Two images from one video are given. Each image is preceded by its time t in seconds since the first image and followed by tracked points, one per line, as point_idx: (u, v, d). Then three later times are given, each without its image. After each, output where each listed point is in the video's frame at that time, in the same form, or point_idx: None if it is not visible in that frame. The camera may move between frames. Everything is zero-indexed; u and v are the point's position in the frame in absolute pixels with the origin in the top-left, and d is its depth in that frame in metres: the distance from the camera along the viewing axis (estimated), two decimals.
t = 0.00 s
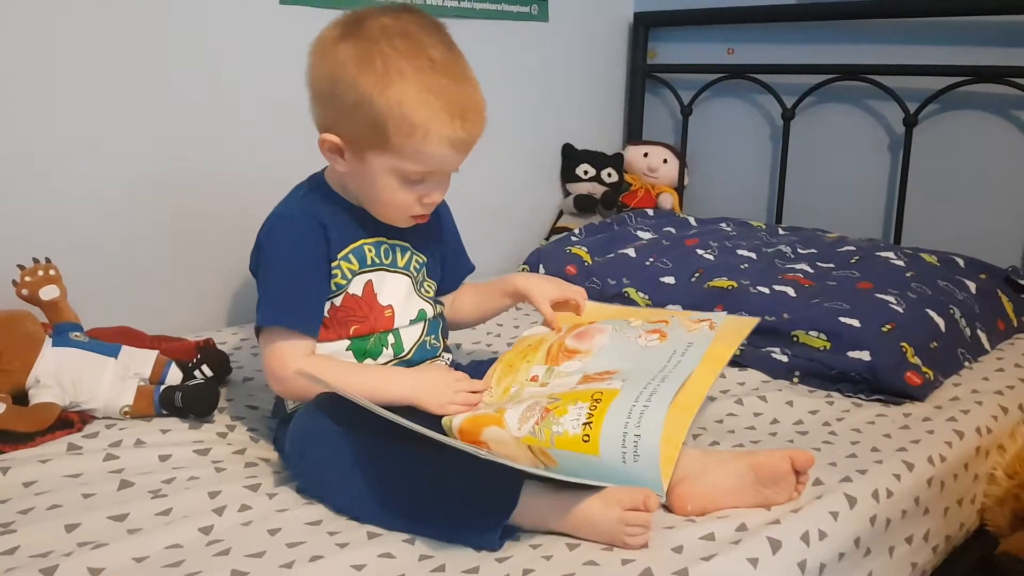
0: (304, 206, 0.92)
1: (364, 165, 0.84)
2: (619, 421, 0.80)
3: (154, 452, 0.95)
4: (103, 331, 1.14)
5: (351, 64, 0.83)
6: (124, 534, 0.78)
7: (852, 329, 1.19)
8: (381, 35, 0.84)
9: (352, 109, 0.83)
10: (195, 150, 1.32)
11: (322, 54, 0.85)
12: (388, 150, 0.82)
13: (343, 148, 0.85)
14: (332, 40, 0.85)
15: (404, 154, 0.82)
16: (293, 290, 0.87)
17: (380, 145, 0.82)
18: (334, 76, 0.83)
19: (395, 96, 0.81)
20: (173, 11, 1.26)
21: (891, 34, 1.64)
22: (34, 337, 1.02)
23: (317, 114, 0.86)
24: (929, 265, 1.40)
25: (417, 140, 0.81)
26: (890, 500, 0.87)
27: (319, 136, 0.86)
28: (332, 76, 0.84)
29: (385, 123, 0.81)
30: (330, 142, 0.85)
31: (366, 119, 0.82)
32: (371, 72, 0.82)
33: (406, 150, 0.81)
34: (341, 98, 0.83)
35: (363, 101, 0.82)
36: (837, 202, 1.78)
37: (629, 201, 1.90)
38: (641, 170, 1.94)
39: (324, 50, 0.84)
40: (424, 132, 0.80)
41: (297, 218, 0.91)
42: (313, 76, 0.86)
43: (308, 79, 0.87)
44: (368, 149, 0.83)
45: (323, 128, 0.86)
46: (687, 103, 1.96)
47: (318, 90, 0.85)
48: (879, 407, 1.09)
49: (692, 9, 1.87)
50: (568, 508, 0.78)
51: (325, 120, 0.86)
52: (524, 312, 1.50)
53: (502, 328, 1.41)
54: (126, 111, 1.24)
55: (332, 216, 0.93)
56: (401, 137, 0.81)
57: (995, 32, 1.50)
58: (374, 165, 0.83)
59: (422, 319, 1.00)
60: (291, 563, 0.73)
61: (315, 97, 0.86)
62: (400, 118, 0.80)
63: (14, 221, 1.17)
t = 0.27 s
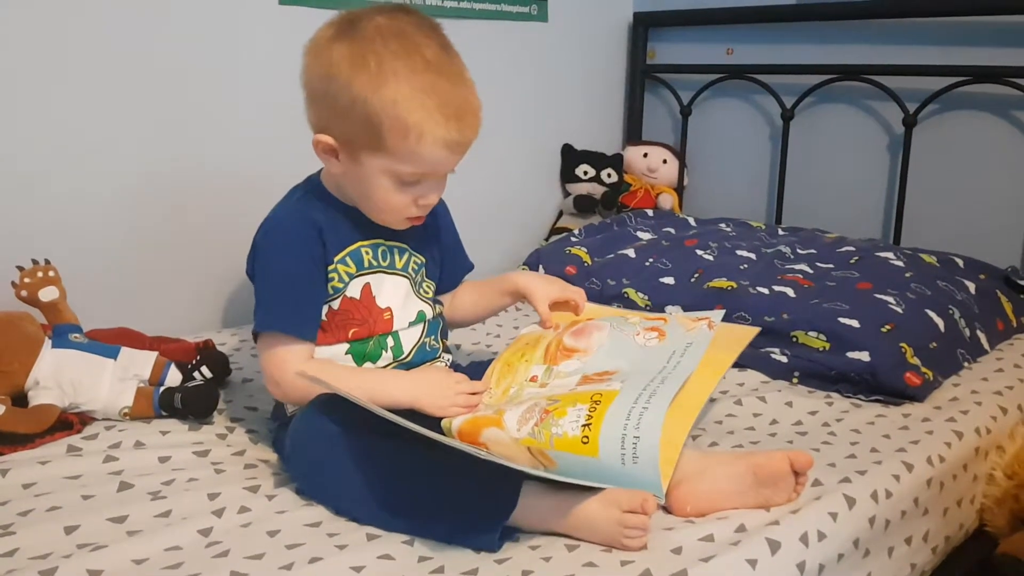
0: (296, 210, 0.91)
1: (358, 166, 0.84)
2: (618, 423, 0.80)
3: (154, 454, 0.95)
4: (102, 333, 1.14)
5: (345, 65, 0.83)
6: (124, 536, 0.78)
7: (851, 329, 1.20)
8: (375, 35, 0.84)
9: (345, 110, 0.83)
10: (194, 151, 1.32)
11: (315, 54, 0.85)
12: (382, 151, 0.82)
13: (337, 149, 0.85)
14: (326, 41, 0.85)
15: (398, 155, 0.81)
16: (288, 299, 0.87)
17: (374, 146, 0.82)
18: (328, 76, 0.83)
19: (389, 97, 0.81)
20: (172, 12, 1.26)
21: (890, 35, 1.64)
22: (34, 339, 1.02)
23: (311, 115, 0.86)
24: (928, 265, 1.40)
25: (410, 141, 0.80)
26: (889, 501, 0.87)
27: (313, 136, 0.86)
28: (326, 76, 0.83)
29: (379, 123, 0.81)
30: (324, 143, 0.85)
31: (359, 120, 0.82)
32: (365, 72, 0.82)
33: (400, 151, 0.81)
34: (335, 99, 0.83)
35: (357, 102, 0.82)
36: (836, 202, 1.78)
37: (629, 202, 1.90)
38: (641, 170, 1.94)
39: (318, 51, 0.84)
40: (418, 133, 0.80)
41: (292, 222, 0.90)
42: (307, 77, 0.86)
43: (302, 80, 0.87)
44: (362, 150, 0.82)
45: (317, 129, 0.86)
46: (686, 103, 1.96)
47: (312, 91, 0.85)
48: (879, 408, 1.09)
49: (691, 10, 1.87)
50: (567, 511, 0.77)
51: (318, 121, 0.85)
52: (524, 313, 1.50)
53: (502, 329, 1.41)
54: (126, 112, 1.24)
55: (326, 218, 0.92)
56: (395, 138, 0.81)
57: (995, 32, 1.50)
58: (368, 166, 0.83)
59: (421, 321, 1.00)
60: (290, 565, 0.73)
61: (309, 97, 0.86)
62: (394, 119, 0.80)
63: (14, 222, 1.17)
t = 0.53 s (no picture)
0: (288, 218, 0.92)
1: (350, 167, 0.84)
2: (618, 423, 0.80)
3: (154, 455, 0.95)
4: (102, 333, 1.14)
5: (335, 64, 0.83)
6: (124, 536, 0.79)
7: (850, 329, 1.20)
8: (365, 33, 0.84)
9: (337, 109, 0.83)
10: (194, 152, 1.33)
11: (306, 54, 0.85)
12: (374, 151, 0.82)
13: (329, 150, 0.85)
14: (316, 40, 0.85)
15: (390, 154, 0.81)
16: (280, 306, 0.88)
17: (366, 146, 0.82)
18: (318, 75, 0.83)
19: (380, 96, 0.81)
20: (172, 13, 1.26)
21: (889, 35, 1.64)
22: (34, 340, 1.02)
23: (303, 116, 0.86)
24: (928, 265, 1.40)
25: (403, 140, 0.80)
26: (889, 500, 0.87)
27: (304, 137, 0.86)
28: (317, 76, 0.84)
29: (371, 123, 0.81)
30: (316, 144, 0.85)
31: (351, 119, 0.82)
32: (355, 71, 0.82)
33: (392, 151, 0.81)
34: (325, 98, 0.83)
35: (348, 101, 0.82)
36: (836, 201, 1.78)
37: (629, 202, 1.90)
38: (641, 170, 1.94)
39: (307, 50, 0.84)
40: (410, 132, 0.80)
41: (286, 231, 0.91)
42: (297, 77, 0.86)
43: (292, 80, 0.87)
44: (353, 150, 0.83)
45: (309, 130, 0.86)
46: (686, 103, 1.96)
47: (302, 91, 0.86)
48: (878, 407, 1.09)
49: (691, 10, 1.87)
50: (566, 511, 0.78)
51: (310, 121, 0.86)
52: (524, 313, 1.50)
53: (502, 329, 1.41)
54: (126, 113, 1.24)
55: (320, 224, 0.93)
56: (387, 137, 0.81)
57: (994, 31, 1.50)
58: (360, 166, 0.83)
59: (420, 324, 1.00)
60: (290, 565, 0.73)
61: (301, 98, 0.86)
62: (385, 118, 0.80)
63: (14, 223, 1.17)
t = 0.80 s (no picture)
0: (271, 240, 0.89)
1: (346, 180, 0.82)
2: (621, 422, 0.80)
3: (156, 456, 0.95)
4: (104, 335, 1.14)
5: (325, 72, 0.80)
6: (127, 538, 0.79)
7: (852, 327, 1.19)
8: (355, 38, 0.82)
9: (330, 121, 0.80)
10: (195, 153, 1.33)
11: (292, 63, 0.83)
12: (371, 163, 0.80)
13: (320, 163, 0.82)
14: (302, 47, 0.83)
15: (388, 166, 0.79)
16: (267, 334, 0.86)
17: (362, 158, 0.80)
18: (308, 85, 0.81)
19: (376, 103, 0.78)
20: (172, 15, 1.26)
21: (890, 33, 1.64)
22: (36, 342, 1.02)
23: (292, 128, 0.84)
24: (929, 263, 1.39)
25: (402, 150, 0.78)
26: (892, 499, 0.87)
27: (294, 151, 0.83)
28: (306, 86, 0.81)
29: (367, 133, 0.79)
30: (307, 157, 0.82)
31: (346, 130, 0.80)
32: (347, 79, 0.79)
33: (390, 162, 0.79)
34: (317, 109, 0.81)
35: (342, 111, 0.79)
36: (837, 199, 1.77)
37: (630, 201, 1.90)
38: (642, 170, 1.94)
39: (294, 59, 0.82)
40: (409, 141, 0.78)
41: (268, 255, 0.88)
42: (284, 87, 0.83)
43: (278, 92, 0.84)
44: (349, 162, 0.80)
45: (299, 142, 0.83)
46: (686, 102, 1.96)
47: (290, 103, 0.83)
48: (880, 406, 1.09)
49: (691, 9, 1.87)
50: (567, 512, 0.77)
51: (301, 134, 0.83)
52: (525, 312, 1.50)
53: (503, 328, 1.41)
54: (127, 115, 1.24)
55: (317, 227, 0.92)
56: (384, 148, 0.79)
57: (995, 29, 1.50)
58: (356, 179, 0.81)
59: (415, 339, 0.99)
60: (292, 566, 0.73)
61: (288, 110, 0.84)
62: (382, 128, 0.78)
63: (15, 224, 1.17)
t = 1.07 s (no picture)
0: (238, 269, 0.82)
1: (343, 224, 0.74)
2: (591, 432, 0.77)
3: (155, 458, 0.95)
4: (103, 336, 1.14)
5: (321, 109, 0.71)
6: (127, 539, 0.79)
7: (852, 325, 1.19)
8: (354, 72, 0.72)
9: (326, 164, 0.72)
10: (195, 153, 1.33)
11: (282, 96, 0.74)
12: (372, 211, 0.72)
13: (312, 206, 0.74)
14: (293, 77, 0.73)
15: (392, 215, 0.72)
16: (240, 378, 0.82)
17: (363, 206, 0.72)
18: (300, 123, 0.72)
19: (378, 149, 0.70)
20: (172, 15, 1.26)
21: (889, 32, 1.64)
22: (36, 343, 1.02)
23: (281, 165, 0.75)
24: (928, 261, 1.39)
25: (408, 201, 0.71)
26: (892, 497, 0.87)
27: (285, 192, 0.75)
28: (299, 125, 0.72)
29: (368, 181, 0.71)
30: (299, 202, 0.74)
31: (345, 176, 0.71)
32: (347, 120, 0.71)
33: (394, 212, 0.71)
34: (310, 150, 0.72)
35: (341, 156, 0.71)
36: (836, 198, 1.78)
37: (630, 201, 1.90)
38: (641, 169, 1.93)
39: (285, 93, 0.73)
40: (417, 192, 0.70)
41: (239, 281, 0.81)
42: (272, 123, 0.74)
43: (266, 127, 0.75)
44: (349, 209, 0.72)
45: (289, 183, 0.75)
46: (686, 101, 1.96)
47: (280, 141, 0.74)
48: (880, 403, 1.09)
49: (690, 8, 1.87)
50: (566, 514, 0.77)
51: (292, 174, 0.75)
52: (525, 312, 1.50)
53: (504, 327, 1.41)
54: (127, 115, 1.24)
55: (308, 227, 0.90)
56: (388, 198, 0.71)
57: (993, 27, 1.50)
58: (354, 225, 0.73)
59: (400, 368, 0.91)
60: (293, 567, 0.74)
61: (277, 147, 0.75)
62: (387, 176, 0.70)
63: (16, 225, 1.17)
